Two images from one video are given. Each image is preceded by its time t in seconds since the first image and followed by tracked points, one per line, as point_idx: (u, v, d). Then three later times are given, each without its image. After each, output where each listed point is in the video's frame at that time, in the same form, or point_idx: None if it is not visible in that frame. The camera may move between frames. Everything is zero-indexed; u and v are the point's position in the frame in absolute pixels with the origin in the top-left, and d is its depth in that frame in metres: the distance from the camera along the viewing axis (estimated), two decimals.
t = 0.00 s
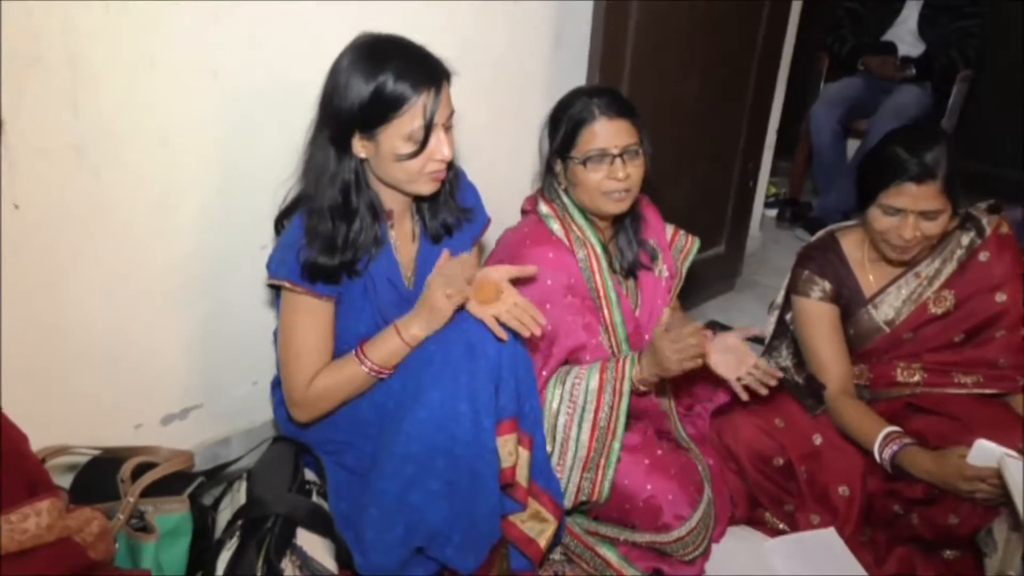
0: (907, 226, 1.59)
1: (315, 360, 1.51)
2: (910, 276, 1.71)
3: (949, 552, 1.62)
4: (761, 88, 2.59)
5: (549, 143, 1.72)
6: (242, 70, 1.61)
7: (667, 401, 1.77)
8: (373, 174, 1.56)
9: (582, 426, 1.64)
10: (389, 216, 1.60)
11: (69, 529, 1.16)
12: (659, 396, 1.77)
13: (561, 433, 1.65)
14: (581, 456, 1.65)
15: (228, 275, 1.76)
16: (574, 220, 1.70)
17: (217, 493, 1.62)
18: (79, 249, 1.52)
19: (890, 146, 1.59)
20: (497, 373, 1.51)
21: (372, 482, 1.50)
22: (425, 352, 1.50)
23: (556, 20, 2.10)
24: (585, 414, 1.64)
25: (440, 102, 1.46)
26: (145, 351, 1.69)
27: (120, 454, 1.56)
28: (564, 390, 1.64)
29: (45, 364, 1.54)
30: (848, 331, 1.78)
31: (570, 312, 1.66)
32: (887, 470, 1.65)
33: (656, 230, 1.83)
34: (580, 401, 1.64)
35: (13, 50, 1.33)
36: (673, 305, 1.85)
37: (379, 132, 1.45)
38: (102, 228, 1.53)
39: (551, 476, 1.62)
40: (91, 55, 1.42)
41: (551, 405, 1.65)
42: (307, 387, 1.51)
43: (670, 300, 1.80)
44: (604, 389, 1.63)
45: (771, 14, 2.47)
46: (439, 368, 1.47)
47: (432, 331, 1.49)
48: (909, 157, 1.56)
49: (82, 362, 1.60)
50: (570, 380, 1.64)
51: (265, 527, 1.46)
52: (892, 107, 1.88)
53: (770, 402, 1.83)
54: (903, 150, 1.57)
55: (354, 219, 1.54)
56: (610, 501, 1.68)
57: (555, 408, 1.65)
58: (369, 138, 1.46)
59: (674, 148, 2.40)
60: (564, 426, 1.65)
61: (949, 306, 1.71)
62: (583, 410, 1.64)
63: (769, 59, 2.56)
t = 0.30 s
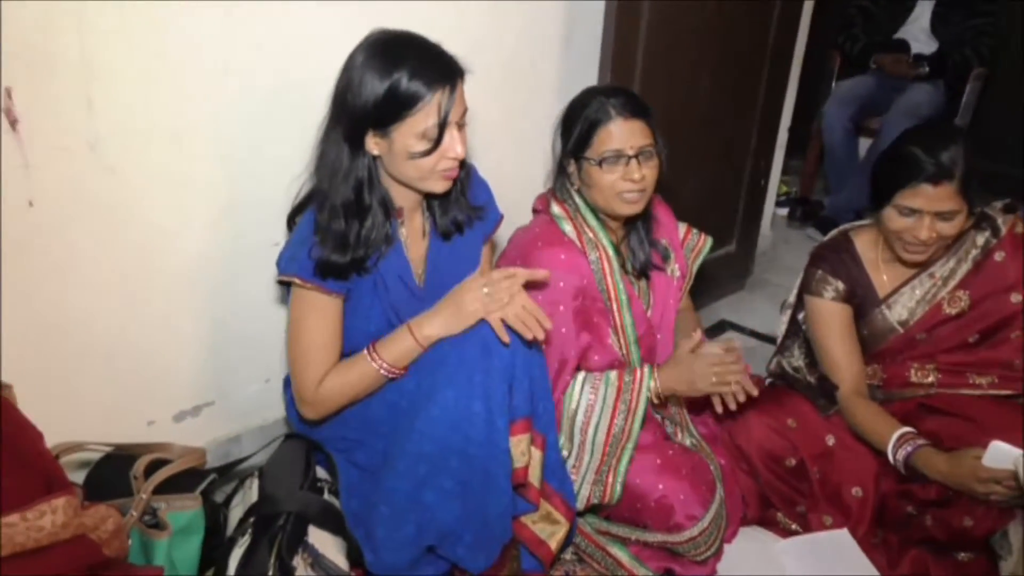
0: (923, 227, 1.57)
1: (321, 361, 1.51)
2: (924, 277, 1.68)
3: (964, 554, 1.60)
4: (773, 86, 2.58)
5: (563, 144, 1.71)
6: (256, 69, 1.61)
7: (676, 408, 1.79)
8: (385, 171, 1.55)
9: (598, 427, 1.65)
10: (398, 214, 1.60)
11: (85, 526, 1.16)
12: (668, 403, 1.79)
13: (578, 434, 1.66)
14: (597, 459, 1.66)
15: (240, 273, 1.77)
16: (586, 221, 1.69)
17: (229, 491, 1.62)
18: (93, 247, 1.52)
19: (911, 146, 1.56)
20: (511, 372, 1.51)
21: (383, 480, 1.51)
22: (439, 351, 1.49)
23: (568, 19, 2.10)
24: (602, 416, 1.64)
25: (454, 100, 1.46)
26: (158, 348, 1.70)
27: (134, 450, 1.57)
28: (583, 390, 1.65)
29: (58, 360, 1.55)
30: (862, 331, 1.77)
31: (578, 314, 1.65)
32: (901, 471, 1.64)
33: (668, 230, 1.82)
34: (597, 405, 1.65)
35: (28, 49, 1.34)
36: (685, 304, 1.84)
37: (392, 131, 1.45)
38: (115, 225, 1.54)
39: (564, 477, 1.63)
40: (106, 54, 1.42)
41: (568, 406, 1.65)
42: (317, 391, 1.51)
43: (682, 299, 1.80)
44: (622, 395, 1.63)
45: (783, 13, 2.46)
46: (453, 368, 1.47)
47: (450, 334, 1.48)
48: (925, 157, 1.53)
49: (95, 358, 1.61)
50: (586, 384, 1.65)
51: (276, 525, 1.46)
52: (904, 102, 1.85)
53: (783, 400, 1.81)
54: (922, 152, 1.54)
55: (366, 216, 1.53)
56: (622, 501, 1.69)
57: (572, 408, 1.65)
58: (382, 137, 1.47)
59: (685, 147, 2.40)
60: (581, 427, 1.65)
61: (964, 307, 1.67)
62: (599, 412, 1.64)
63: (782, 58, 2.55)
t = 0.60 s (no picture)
0: (959, 224, 1.49)
1: (353, 354, 1.52)
2: (950, 279, 1.62)
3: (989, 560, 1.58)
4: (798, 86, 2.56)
5: (587, 145, 1.71)
6: (279, 67, 1.62)
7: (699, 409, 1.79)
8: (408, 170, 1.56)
9: (614, 427, 1.62)
10: (425, 211, 1.60)
11: (110, 520, 1.18)
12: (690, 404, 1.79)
13: (593, 435, 1.64)
14: (614, 458, 1.64)
15: (263, 270, 1.78)
16: (609, 221, 1.69)
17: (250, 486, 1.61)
18: (118, 244, 1.54)
19: (933, 143, 1.47)
20: (530, 372, 1.49)
21: (403, 478, 1.51)
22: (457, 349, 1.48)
23: (590, 15, 2.09)
24: (617, 415, 1.62)
25: (463, 90, 1.44)
26: (181, 344, 1.71)
27: (156, 446, 1.59)
28: (595, 390, 1.63)
29: (83, 356, 1.57)
30: (886, 334, 1.75)
31: (603, 313, 1.65)
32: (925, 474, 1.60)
33: (692, 231, 1.82)
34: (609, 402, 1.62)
35: (56, 49, 1.35)
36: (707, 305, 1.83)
37: (406, 125, 1.45)
38: (141, 223, 1.55)
39: (584, 476, 1.61)
40: (131, 54, 1.43)
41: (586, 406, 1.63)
42: (344, 380, 1.52)
43: (705, 299, 1.79)
44: (635, 392, 1.61)
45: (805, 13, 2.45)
46: (472, 367, 1.47)
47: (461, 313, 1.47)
48: (952, 153, 1.44)
49: (120, 354, 1.63)
50: (599, 382, 1.63)
51: (298, 520, 1.47)
52: (927, 101, 1.53)
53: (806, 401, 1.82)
54: (945, 147, 1.44)
55: (391, 215, 1.54)
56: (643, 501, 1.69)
57: (586, 410, 1.63)
58: (398, 132, 1.47)
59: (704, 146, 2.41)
60: (597, 427, 1.63)
61: (990, 309, 1.57)
62: (614, 411, 1.62)
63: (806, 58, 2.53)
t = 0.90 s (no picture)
0: (998, 215, 1.41)
1: (364, 355, 1.52)
2: (976, 281, 1.60)
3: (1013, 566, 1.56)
4: (820, 85, 2.53)
5: (604, 146, 1.70)
6: (298, 66, 1.62)
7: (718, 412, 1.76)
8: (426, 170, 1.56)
9: (638, 432, 1.64)
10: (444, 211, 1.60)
11: (134, 516, 1.18)
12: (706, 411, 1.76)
13: (617, 436, 1.65)
14: (636, 461, 1.65)
15: (281, 269, 1.78)
16: (629, 222, 1.68)
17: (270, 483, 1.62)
18: (138, 242, 1.54)
19: (953, 140, 1.42)
20: (550, 370, 1.50)
21: (423, 477, 1.51)
22: (479, 350, 1.49)
23: (611, 15, 2.08)
24: (641, 421, 1.63)
25: (477, 89, 1.43)
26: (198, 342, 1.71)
27: (178, 442, 1.60)
28: (621, 390, 1.64)
29: (105, 352, 1.58)
30: (910, 336, 1.71)
31: (623, 316, 1.64)
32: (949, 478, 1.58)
33: (712, 232, 1.80)
34: (636, 406, 1.64)
35: (81, 47, 1.36)
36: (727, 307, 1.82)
37: (422, 124, 1.45)
38: (159, 221, 1.56)
39: (605, 478, 1.62)
40: (150, 52, 1.43)
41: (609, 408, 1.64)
42: (355, 380, 1.52)
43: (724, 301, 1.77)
44: (660, 399, 1.62)
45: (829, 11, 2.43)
46: (492, 367, 1.47)
47: (489, 334, 1.47)
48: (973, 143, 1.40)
49: (138, 352, 1.63)
50: (626, 386, 1.64)
51: (319, 518, 1.48)
52: (949, 102, 1.53)
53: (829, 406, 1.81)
54: (968, 142, 1.40)
55: (407, 214, 1.54)
56: (663, 503, 1.68)
57: (610, 412, 1.65)
58: (414, 132, 1.47)
59: (728, 146, 2.38)
60: (621, 430, 1.65)
61: (1017, 312, 1.58)
62: (638, 416, 1.63)
63: (829, 57, 2.50)
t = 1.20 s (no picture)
0: None
1: (391, 352, 1.53)
2: (1001, 290, 1.57)
3: None
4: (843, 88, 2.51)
5: (625, 147, 1.69)
6: (320, 67, 1.62)
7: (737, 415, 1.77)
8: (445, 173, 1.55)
9: (654, 434, 1.62)
10: (465, 212, 1.60)
11: (156, 514, 1.19)
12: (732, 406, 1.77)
13: (632, 438, 1.64)
14: (653, 463, 1.64)
15: (300, 268, 1.78)
16: (647, 223, 1.68)
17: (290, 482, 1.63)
18: (157, 241, 1.55)
19: (979, 142, 1.30)
20: (567, 371, 1.49)
21: (441, 477, 1.52)
22: (496, 348, 1.49)
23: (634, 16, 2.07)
24: (657, 420, 1.62)
25: (493, 94, 1.42)
26: (216, 340, 1.72)
27: (199, 440, 1.61)
28: (636, 394, 1.63)
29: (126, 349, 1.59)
30: (933, 341, 1.72)
31: (641, 317, 1.64)
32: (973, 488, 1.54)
33: (732, 236, 1.79)
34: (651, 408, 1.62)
35: (108, 47, 1.37)
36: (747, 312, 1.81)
37: (439, 128, 1.44)
38: (178, 220, 1.56)
39: (622, 480, 1.61)
40: (172, 53, 1.44)
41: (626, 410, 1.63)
42: (378, 382, 1.53)
43: (744, 305, 1.76)
44: (676, 396, 1.61)
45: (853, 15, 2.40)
46: (511, 368, 1.47)
47: (503, 324, 1.46)
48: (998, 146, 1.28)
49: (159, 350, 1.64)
50: (640, 385, 1.63)
51: (338, 518, 1.49)
52: (975, 106, 1.43)
53: (849, 409, 1.80)
54: (994, 144, 1.28)
55: (427, 217, 1.54)
56: (681, 507, 1.68)
57: (626, 414, 1.64)
58: (433, 135, 1.47)
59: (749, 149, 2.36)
60: (636, 432, 1.63)
61: None
62: (654, 416, 1.62)
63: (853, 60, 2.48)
